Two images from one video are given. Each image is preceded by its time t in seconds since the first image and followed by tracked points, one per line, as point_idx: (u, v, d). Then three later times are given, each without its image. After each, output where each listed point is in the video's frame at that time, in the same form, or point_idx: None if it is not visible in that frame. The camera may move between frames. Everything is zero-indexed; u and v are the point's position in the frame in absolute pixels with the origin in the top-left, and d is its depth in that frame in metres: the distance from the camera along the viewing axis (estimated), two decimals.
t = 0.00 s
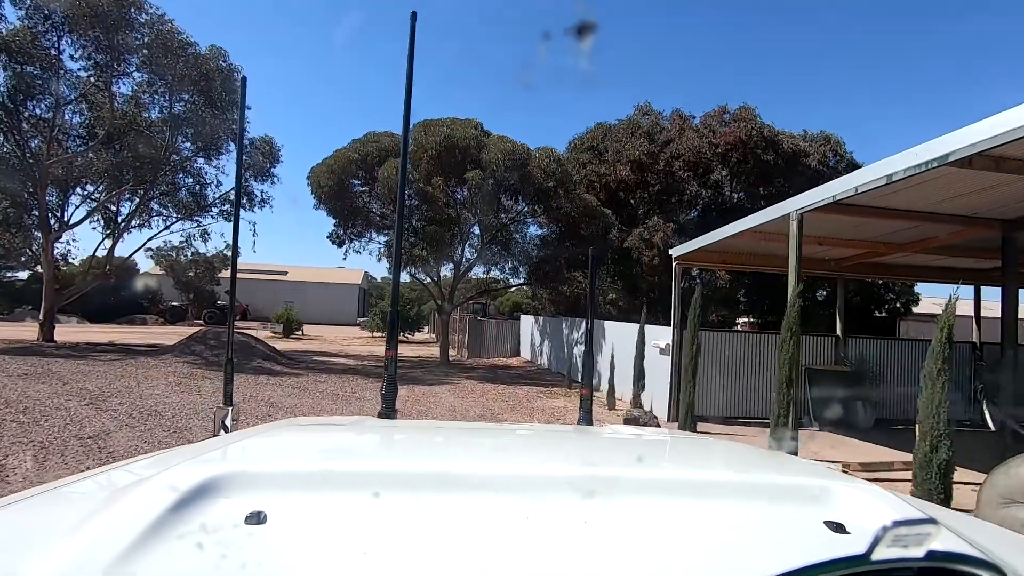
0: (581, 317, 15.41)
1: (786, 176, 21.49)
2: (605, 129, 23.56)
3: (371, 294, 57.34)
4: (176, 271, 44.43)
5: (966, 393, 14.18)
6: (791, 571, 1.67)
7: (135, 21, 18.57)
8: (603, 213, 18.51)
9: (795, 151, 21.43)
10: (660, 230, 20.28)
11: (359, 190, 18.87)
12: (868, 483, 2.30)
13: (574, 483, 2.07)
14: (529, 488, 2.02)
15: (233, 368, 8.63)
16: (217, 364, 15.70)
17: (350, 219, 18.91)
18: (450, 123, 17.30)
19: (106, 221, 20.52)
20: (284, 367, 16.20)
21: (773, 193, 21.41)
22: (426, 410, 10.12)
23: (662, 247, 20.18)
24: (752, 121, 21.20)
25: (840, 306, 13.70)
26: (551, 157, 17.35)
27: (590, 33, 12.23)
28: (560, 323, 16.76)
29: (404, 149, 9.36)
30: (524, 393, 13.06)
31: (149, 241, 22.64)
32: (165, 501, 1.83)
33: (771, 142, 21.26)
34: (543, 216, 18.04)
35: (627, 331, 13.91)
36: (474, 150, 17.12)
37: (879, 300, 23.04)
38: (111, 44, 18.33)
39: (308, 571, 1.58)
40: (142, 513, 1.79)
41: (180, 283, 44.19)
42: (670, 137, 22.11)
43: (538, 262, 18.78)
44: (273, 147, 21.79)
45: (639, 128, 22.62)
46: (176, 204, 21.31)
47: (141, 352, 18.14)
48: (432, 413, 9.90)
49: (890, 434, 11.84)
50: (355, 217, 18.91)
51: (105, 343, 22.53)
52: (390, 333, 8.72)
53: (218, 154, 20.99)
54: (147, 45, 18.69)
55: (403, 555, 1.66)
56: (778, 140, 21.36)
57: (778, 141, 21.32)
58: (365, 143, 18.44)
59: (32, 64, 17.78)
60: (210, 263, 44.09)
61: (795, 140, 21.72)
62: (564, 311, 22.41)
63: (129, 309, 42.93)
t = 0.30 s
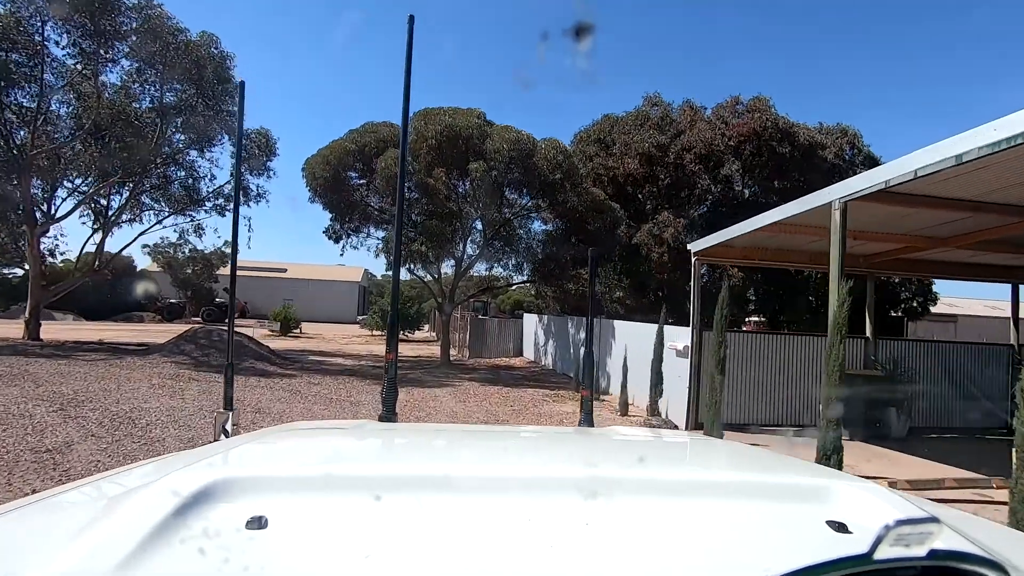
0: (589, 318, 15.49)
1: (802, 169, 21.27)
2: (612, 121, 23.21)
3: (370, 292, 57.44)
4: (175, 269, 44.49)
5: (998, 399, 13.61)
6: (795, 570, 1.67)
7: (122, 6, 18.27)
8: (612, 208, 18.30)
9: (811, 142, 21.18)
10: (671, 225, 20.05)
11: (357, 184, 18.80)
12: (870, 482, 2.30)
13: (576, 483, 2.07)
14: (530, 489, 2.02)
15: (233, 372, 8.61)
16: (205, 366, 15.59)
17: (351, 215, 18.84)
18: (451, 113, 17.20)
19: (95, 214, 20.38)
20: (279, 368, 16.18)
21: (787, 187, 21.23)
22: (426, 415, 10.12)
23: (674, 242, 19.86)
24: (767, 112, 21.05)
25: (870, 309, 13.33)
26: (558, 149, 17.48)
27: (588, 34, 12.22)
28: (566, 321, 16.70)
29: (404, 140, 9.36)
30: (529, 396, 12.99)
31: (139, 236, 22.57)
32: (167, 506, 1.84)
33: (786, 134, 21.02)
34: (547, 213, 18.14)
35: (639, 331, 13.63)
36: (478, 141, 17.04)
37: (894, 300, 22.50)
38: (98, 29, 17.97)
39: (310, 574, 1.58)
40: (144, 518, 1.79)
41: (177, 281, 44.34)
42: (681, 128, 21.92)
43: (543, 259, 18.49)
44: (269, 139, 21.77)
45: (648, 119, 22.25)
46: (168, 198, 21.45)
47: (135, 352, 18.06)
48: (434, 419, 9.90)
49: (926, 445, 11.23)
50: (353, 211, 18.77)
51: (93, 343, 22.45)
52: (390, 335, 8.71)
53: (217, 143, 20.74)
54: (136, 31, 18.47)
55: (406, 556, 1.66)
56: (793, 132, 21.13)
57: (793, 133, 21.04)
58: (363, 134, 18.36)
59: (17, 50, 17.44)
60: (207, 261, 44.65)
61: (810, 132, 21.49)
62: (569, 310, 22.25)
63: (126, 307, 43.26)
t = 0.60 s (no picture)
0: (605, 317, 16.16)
1: (817, 159, 20.12)
2: (617, 110, 22.34)
3: (370, 288, 57.44)
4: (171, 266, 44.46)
5: None
6: (792, 572, 1.67)
7: None
8: (618, 199, 17.93)
9: (826, 132, 20.02)
10: (680, 219, 19.45)
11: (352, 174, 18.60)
12: (866, 485, 2.31)
13: (573, 483, 2.07)
14: (527, 488, 2.02)
15: (232, 369, 8.61)
16: (191, 367, 15.40)
17: (349, 210, 18.69)
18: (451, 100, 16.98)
19: (82, 209, 20.29)
20: (271, 368, 16.09)
21: (801, 179, 20.20)
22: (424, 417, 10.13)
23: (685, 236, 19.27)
24: (780, 99, 19.81)
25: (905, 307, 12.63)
26: (562, 138, 17.12)
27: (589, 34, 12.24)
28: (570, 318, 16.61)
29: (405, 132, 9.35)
30: (533, 399, 12.91)
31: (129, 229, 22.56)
32: (163, 501, 1.84)
33: (800, 123, 19.84)
34: (550, 206, 17.95)
35: (649, 329, 13.35)
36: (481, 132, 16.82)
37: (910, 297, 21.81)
38: (81, 14, 17.33)
39: (306, 572, 1.58)
40: (141, 513, 1.79)
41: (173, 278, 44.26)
42: (690, 118, 20.93)
43: (546, 256, 18.32)
44: (264, 132, 21.52)
45: (656, 108, 21.40)
46: (158, 191, 21.26)
47: (125, 350, 17.88)
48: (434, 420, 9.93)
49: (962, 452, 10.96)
50: (346, 204, 18.64)
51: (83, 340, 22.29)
52: (387, 334, 8.68)
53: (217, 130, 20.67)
54: (121, 15, 17.76)
55: (402, 555, 1.66)
56: (807, 121, 19.94)
57: (807, 122, 19.89)
58: (357, 123, 18.00)
59: None
60: (205, 257, 44.85)
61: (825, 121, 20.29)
62: (571, 308, 22.07)
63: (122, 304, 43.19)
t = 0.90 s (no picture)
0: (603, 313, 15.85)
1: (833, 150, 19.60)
2: (625, 101, 21.93)
3: (369, 287, 57.46)
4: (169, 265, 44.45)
5: None
6: (794, 569, 1.67)
7: None
8: (630, 194, 17.53)
9: (843, 120, 19.44)
10: (692, 212, 18.80)
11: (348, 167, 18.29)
12: (867, 482, 2.30)
13: (575, 481, 2.08)
14: (528, 486, 2.01)
15: (232, 367, 8.63)
16: (180, 371, 15.17)
17: (344, 200, 18.24)
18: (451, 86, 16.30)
19: (68, 201, 20.20)
20: (271, 368, 16.13)
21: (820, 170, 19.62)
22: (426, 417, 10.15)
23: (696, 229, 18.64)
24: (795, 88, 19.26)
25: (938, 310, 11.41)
26: (570, 128, 16.69)
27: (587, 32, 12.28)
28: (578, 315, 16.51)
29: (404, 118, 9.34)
30: (534, 399, 12.86)
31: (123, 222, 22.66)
32: (164, 499, 1.84)
33: (817, 113, 19.27)
34: (555, 202, 18.00)
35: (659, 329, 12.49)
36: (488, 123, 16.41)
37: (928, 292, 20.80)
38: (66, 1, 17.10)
39: (306, 571, 1.58)
40: (141, 511, 1.80)
41: (172, 277, 44.19)
42: (701, 109, 20.54)
43: (550, 251, 18.13)
44: (259, 126, 21.43)
45: (665, 97, 20.83)
46: (151, 186, 21.27)
47: (118, 351, 17.70)
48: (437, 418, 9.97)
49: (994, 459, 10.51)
50: (344, 197, 18.19)
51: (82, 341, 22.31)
52: (388, 333, 8.67)
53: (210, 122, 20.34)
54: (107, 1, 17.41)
55: (402, 554, 1.66)
56: (825, 111, 19.39)
57: (824, 113, 19.31)
58: (354, 112, 17.53)
59: None
60: (202, 255, 44.26)
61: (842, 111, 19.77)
62: (571, 305, 22.07)
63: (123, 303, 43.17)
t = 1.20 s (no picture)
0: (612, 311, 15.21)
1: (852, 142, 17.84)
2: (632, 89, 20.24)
3: (369, 285, 57.45)
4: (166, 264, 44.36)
5: None
6: (796, 572, 1.67)
7: None
8: (641, 187, 16.57)
9: (864, 108, 17.76)
10: (705, 205, 17.39)
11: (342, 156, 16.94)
12: (867, 485, 2.30)
13: (576, 484, 2.07)
14: (529, 490, 2.01)
15: (232, 371, 8.59)
16: (162, 371, 14.44)
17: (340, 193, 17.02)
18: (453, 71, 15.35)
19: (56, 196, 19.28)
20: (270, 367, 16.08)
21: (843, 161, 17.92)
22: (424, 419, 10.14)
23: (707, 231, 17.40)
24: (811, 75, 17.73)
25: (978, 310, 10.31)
26: (575, 114, 15.76)
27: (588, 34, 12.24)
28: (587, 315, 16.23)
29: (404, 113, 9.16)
30: (534, 399, 12.83)
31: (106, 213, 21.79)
32: (165, 502, 1.84)
33: (835, 101, 17.70)
34: (559, 193, 16.97)
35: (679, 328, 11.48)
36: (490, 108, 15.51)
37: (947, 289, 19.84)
38: None
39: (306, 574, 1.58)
40: (142, 514, 1.79)
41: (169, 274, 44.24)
42: (714, 97, 18.94)
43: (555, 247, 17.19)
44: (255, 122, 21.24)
45: (675, 86, 19.25)
46: (139, 179, 19.89)
47: (107, 350, 17.33)
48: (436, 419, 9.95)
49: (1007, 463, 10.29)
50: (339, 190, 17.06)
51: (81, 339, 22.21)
52: (388, 335, 8.65)
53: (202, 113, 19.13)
54: None
55: (402, 556, 1.66)
56: (842, 98, 17.81)
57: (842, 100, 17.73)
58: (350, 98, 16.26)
59: None
60: (199, 254, 44.64)
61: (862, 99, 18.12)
62: (572, 303, 21.95)
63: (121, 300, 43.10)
